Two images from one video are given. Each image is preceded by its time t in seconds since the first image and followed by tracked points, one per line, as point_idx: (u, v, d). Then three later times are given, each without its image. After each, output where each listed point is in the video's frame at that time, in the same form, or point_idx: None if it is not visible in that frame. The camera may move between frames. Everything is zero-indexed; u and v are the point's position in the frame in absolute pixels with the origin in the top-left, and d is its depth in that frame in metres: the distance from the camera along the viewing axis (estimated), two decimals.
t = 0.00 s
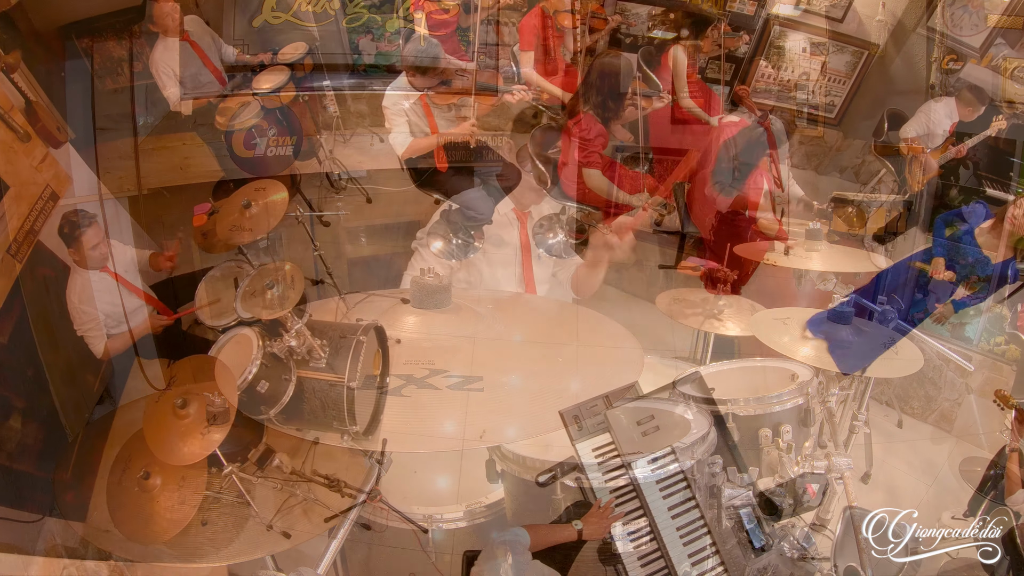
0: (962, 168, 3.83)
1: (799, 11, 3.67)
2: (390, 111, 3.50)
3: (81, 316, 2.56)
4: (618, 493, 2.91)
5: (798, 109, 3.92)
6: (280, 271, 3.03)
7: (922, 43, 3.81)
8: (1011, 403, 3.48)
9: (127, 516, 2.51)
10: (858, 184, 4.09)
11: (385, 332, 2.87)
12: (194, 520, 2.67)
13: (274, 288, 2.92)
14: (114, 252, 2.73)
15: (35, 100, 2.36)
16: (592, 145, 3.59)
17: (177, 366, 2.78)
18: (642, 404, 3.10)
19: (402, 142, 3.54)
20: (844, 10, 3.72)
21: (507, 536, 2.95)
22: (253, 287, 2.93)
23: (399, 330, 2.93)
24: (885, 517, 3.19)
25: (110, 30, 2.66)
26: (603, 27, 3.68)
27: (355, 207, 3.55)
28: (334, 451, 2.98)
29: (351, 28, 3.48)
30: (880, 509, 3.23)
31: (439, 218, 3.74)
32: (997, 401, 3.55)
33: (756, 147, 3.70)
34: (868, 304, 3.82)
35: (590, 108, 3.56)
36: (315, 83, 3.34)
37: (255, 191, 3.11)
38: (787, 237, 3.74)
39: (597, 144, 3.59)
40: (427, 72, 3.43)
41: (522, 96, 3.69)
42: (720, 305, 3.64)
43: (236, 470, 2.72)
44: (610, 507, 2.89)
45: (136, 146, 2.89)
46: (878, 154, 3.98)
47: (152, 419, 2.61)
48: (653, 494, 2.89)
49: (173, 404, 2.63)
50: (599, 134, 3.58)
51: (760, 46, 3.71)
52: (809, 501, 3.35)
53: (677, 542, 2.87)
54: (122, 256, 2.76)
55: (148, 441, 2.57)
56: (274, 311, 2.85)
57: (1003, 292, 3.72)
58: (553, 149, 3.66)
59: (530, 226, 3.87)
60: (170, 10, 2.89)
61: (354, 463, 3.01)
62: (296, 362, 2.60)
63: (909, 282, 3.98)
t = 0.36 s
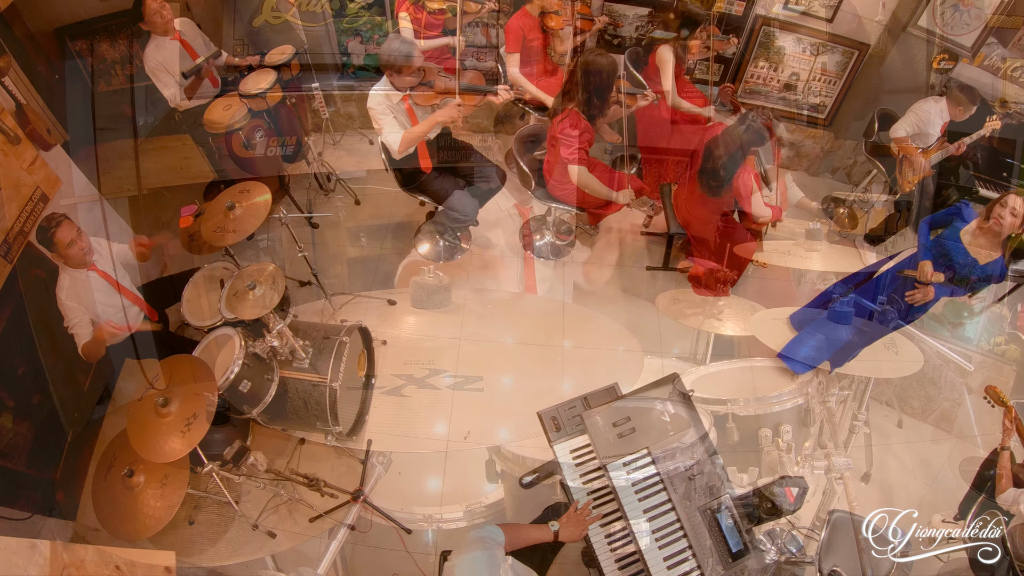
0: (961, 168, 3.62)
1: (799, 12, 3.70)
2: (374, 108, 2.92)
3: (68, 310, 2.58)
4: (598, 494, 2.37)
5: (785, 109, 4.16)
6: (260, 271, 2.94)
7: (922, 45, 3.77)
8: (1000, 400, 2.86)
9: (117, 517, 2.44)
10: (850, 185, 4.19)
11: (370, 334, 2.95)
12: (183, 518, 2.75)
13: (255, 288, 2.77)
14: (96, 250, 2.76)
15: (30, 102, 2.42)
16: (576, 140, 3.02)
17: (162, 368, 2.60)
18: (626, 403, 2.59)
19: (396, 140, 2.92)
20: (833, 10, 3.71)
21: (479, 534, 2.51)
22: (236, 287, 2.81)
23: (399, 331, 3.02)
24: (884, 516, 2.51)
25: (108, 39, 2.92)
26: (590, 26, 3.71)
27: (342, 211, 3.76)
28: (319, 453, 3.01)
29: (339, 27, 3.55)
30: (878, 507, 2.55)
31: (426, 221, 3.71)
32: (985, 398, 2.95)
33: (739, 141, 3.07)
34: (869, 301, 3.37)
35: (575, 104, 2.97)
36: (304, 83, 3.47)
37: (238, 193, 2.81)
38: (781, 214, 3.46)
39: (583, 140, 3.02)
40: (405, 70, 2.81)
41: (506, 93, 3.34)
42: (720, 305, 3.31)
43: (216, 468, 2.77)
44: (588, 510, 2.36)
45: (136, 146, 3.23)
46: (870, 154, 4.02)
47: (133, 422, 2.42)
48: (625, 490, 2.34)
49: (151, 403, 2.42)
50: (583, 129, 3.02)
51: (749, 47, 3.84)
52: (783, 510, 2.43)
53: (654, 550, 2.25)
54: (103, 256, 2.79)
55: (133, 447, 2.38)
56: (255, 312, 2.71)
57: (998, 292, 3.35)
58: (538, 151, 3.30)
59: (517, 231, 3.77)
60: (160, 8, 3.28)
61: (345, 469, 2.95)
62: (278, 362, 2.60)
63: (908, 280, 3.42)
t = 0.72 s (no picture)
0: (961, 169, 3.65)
1: (795, 13, 3.59)
2: (358, 112, 2.74)
3: (63, 316, 2.68)
4: (577, 495, 2.18)
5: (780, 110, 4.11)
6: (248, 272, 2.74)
7: (912, 45, 3.69)
8: (993, 402, 2.95)
9: (104, 517, 2.44)
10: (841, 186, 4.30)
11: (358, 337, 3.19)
12: (171, 519, 2.94)
13: (239, 290, 2.60)
14: (86, 252, 2.84)
15: (26, 104, 2.54)
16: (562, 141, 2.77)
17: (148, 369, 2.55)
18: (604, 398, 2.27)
19: (384, 138, 2.73)
20: (823, 11, 3.59)
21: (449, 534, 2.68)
22: (219, 288, 2.65)
23: (401, 329, 3.31)
24: (884, 517, 2.66)
25: (103, 42, 2.93)
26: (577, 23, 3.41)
27: (334, 214, 3.67)
28: (306, 454, 3.03)
29: (329, 30, 3.57)
30: (877, 509, 2.71)
31: (412, 225, 3.67)
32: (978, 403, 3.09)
33: (726, 138, 2.80)
34: (869, 304, 3.31)
35: (560, 107, 2.70)
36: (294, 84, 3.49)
37: (224, 193, 2.81)
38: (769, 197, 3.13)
39: (569, 140, 2.77)
40: (383, 74, 2.58)
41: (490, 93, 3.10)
42: (720, 305, 3.67)
43: (198, 467, 2.66)
44: (567, 512, 2.16)
45: (136, 146, 3.27)
46: (865, 154, 3.91)
47: (121, 422, 2.41)
48: (598, 489, 2.08)
49: (138, 403, 2.40)
50: (568, 129, 2.75)
51: (738, 48, 3.76)
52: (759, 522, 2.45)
53: (628, 552, 1.99)
54: (93, 258, 2.87)
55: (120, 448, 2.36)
56: (237, 312, 2.55)
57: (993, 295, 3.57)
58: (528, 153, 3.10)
59: (505, 231, 3.74)
60: (161, 8, 3.22)
61: (330, 470, 2.98)
62: (263, 363, 2.65)
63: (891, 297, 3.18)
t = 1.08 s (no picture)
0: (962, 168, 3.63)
1: (784, 14, 3.57)
2: (340, 117, 2.73)
3: (48, 312, 2.73)
4: (554, 497, 2.18)
5: (771, 113, 4.13)
6: (231, 273, 2.69)
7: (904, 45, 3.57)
8: (990, 409, 2.83)
9: (92, 515, 2.47)
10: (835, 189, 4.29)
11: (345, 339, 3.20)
12: (159, 518, 2.99)
13: (223, 291, 2.60)
14: (69, 255, 2.91)
15: (21, 107, 2.58)
16: (550, 147, 2.78)
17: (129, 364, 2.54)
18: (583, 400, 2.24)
19: (362, 144, 2.75)
20: (815, 12, 3.55)
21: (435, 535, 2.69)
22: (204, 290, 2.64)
23: (391, 328, 3.33)
24: (884, 517, 3.00)
25: (99, 46, 2.91)
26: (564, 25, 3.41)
27: (324, 216, 3.70)
28: (294, 456, 3.05)
29: (319, 35, 3.61)
30: (877, 509, 3.06)
31: (400, 229, 3.67)
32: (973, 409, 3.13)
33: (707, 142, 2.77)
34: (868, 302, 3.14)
35: (542, 111, 2.71)
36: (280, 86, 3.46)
37: (212, 197, 2.81)
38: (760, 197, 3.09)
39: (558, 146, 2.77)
40: (370, 80, 2.57)
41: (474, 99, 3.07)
42: (719, 305, 3.72)
43: (182, 465, 2.59)
44: (545, 515, 2.16)
45: (135, 146, 3.40)
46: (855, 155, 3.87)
47: (105, 421, 2.42)
48: (573, 493, 2.05)
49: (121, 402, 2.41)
50: (553, 135, 2.75)
51: (729, 51, 3.77)
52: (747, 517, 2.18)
53: (604, 556, 1.98)
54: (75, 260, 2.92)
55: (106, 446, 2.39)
56: (223, 313, 2.55)
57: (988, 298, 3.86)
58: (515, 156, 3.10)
59: (493, 235, 3.76)
60: (157, 11, 3.16)
61: (316, 472, 3.00)
62: (248, 363, 2.68)
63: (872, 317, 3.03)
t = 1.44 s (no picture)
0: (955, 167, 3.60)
1: (771, 16, 3.57)
2: (324, 122, 2.76)
3: (41, 313, 2.75)
4: (532, 499, 2.17)
5: (762, 115, 4.10)
6: (216, 276, 2.70)
7: (895, 47, 3.53)
8: (983, 414, 2.77)
9: (78, 513, 2.50)
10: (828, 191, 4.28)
11: (333, 341, 3.22)
12: (148, 518, 3.02)
13: (208, 293, 2.62)
14: (60, 259, 2.95)
15: (18, 108, 3.31)
16: (527, 156, 2.82)
17: (117, 363, 2.56)
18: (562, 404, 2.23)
19: (341, 152, 2.76)
20: (803, 13, 3.55)
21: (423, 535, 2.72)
22: (191, 292, 2.67)
23: (380, 331, 3.34)
24: (884, 516, 3.32)
25: (93, 50, 3.53)
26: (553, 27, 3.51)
27: (315, 219, 3.72)
28: (280, 457, 3.06)
29: (310, 39, 3.64)
30: (879, 508, 3.35)
31: (390, 232, 3.69)
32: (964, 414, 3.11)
33: (692, 153, 2.71)
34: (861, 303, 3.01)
35: (523, 119, 2.76)
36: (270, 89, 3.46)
37: (199, 200, 2.83)
38: (754, 212, 3.01)
39: (534, 155, 2.82)
40: (355, 88, 2.58)
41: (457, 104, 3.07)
42: (718, 306, 3.73)
43: (165, 465, 2.60)
44: (523, 517, 2.15)
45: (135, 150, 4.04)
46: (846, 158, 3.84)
47: (89, 421, 2.44)
48: (548, 496, 2.05)
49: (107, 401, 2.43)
50: (532, 143, 2.79)
51: (718, 53, 3.75)
52: (718, 524, 1.95)
53: (578, 560, 1.97)
54: (64, 264, 2.95)
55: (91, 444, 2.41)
56: (207, 315, 2.57)
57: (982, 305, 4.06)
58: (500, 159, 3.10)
59: (482, 238, 3.77)
60: (147, 18, 3.09)
61: (303, 473, 3.01)
62: (233, 365, 2.70)
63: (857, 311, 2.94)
